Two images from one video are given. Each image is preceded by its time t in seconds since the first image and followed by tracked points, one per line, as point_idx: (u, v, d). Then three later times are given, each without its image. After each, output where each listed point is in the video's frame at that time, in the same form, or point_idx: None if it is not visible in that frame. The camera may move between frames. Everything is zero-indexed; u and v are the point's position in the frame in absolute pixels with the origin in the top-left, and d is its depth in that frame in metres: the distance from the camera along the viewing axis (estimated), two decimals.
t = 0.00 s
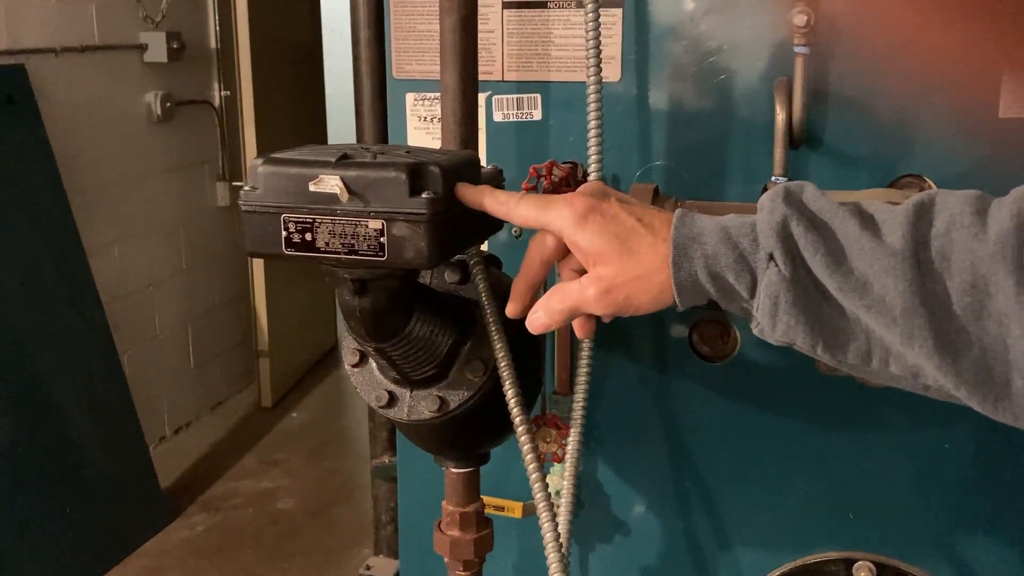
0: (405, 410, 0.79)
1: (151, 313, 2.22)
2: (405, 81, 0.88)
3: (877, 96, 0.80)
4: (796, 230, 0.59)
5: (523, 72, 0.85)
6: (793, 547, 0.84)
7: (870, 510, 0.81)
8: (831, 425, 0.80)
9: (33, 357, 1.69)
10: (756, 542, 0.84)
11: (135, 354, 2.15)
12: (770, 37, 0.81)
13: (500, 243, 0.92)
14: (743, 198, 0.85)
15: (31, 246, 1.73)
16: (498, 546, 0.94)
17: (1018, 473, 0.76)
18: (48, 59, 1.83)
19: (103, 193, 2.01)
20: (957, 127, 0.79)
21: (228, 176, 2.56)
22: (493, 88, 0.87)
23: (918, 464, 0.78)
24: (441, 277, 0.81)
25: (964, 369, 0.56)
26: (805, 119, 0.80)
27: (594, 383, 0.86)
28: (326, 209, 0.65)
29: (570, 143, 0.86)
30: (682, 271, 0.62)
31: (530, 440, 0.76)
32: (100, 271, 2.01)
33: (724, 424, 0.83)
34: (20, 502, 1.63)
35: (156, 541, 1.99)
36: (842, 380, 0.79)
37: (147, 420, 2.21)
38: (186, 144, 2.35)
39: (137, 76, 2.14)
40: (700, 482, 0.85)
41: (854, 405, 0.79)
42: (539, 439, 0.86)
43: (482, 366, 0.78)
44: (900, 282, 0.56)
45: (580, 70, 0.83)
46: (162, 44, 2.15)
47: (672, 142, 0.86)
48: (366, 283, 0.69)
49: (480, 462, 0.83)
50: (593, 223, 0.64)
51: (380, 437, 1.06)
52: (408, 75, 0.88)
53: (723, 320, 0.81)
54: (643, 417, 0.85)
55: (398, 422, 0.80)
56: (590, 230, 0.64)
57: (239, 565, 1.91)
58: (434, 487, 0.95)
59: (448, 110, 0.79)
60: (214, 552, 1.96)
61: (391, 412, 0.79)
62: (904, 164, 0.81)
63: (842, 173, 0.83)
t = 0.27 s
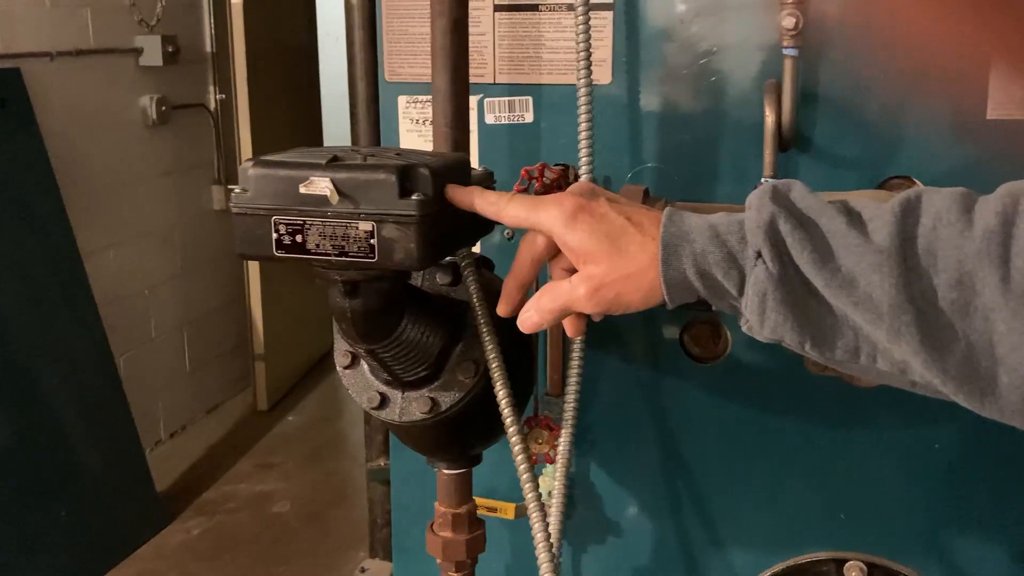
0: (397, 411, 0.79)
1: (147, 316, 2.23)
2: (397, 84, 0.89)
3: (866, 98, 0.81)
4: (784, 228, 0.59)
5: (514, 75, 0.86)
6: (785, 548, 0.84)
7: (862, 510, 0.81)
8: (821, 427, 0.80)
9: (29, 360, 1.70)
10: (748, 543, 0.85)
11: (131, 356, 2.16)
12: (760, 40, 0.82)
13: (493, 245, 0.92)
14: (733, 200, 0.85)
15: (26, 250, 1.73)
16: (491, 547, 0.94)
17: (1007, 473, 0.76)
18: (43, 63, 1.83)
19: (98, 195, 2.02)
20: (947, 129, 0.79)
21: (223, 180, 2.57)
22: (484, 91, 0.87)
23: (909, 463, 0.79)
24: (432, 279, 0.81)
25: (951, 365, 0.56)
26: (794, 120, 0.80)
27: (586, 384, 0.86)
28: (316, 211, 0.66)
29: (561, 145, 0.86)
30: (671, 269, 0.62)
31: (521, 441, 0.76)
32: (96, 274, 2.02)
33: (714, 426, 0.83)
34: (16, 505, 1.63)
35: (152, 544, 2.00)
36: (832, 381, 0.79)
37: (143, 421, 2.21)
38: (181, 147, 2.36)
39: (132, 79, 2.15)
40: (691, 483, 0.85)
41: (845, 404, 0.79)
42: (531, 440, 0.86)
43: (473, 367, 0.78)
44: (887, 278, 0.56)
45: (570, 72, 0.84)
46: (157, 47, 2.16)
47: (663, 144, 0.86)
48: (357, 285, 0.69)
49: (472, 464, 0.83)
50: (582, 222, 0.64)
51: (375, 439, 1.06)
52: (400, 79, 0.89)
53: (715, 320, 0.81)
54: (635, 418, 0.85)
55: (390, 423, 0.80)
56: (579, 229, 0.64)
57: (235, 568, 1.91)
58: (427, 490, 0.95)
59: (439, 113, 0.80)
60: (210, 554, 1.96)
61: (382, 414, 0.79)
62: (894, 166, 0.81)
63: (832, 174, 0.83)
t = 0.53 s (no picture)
0: (391, 411, 0.80)
1: (147, 319, 2.24)
2: (393, 89, 0.90)
3: (854, 101, 0.82)
4: (772, 226, 0.60)
5: (508, 80, 0.87)
6: (775, 546, 0.85)
7: (852, 508, 0.82)
8: (811, 426, 0.81)
9: (29, 361, 1.72)
10: (740, 541, 0.86)
11: (130, 357, 2.17)
12: (750, 44, 0.83)
13: (487, 247, 0.93)
14: (723, 203, 0.86)
15: (26, 253, 1.75)
16: (485, 546, 0.96)
17: (996, 470, 0.77)
18: (44, 69, 1.85)
19: (98, 198, 2.03)
20: (932, 132, 0.81)
21: (221, 183, 2.58)
22: (478, 95, 0.88)
23: (898, 461, 0.79)
24: (426, 280, 0.82)
25: (937, 360, 0.57)
26: (782, 124, 0.81)
27: (579, 385, 0.87)
28: (311, 214, 0.67)
29: (554, 149, 0.87)
30: (661, 267, 0.63)
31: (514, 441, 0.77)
32: (96, 277, 2.03)
33: (705, 425, 0.84)
34: (16, 505, 1.64)
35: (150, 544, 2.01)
36: (822, 382, 0.80)
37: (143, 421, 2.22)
38: (181, 152, 2.38)
39: (132, 84, 2.16)
40: (683, 481, 0.86)
41: (835, 404, 0.80)
42: (525, 440, 0.87)
43: (467, 368, 0.79)
44: (873, 275, 0.57)
45: (562, 77, 0.85)
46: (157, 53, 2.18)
47: (653, 148, 0.88)
48: (352, 286, 0.71)
49: (467, 463, 0.84)
50: (574, 222, 0.66)
51: (372, 440, 1.07)
52: (396, 84, 0.90)
53: (705, 321, 0.82)
54: (628, 417, 0.86)
55: (385, 424, 0.81)
56: (571, 229, 0.65)
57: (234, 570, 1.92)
58: (423, 490, 0.96)
59: (433, 117, 0.81)
60: (208, 553, 1.97)
61: (377, 414, 0.80)
62: (881, 169, 0.82)
63: (821, 178, 0.84)
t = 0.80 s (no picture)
0: (399, 402, 0.90)
1: (180, 323, 2.36)
2: (400, 113, 1.00)
3: (815, 124, 0.92)
4: (737, 237, 0.67)
5: (504, 105, 0.97)
6: (742, 523, 0.96)
7: (808, 487, 0.94)
8: (771, 416, 0.93)
9: (72, 358, 1.83)
10: (711, 518, 0.97)
11: (164, 356, 2.28)
12: (721, 72, 0.92)
13: (486, 255, 1.03)
14: (697, 214, 0.96)
15: (71, 258, 1.87)
16: (485, 524, 1.06)
17: (933, 451, 0.89)
18: (87, 93, 1.97)
19: (135, 209, 2.15)
20: (885, 152, 0.91)
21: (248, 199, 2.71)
22: (477, 119, 0.98)
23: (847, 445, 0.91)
24: (430, 284, 0.91)
25: (886, 356, 0.63)
26: (749, 145, 0.91)
27: (567, 379, 0.99)
28: (326, 226, 0.77)
29: (545, 166, 0.97)
30: (638, 274, 0.71)
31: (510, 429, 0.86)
32: (133, 284, 2.15)
33: (679, 414, 0.96)
34: (62, 491, 1.75)
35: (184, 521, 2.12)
36: (782, 373, 0.91)
37: (178, 415, 2.34)
38: (210, 170, 2.50)
39: (168, 109, 2.29)
40: (661, 464, 0.98)
41: (793, 396, 0.92)
42: (520, 428, 0.97)
43: (466, 363, 0.89)
44: (829, 280, 0.64)
45: (552, 102, 0.95)
46: (189, 79, 2.30)
47: (635, 165, 0.97)
48: (363, 291, 0.80)
49: (466, 449, 0.94)
50: (561, 233, 0.74)
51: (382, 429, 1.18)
52: (403, 108, 1.00)
53: (681, 320, 0.93)
54: (612, 407, 0.98)
55: (393, 413, 0.91)
56: (558, 239, 0.74)
57: (260, 546, 2.03)
58: (429, 473, 1.07)
59: (436, 139, 0.91)
60: (239, 531, 2.08)
61: (386, 405, 0.91)
62: (839, 184, 0.92)
63: (785, 192, 0.94)
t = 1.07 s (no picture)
0: (394, 406, 0.90)
1: (177, 325, 2.36)
2: (396, 116, 1.00)
3: (810, 128, 0.92)
4: (732, 242, 0.67)
5: (500, 108, 0.97)
6: (738, 527, 0.96)
7: (805, 491, 0.94)
8: (767, 421, 0.93)
9: (69, 361, 1.83)
10: (707, 521, 0.97)
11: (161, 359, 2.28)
12: (717, 75, 0.92)
13: (482, 258, 1.03)
14: (692, 217, 0.96)
15: (67, 261, 1.87)
16: (481, 528, 1.06)
17: (929, 455, 0.89)
18: (84, 97, 1.97)
19: (132, 212, 2.15)
20: (881, 156, 0.91)
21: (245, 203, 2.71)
22: (473, 122, 0.98)
23: (844, 449, 0.91)
24: (425, 288, 0.91)
25: (881, 361, 0.64)
26: (745, 147, 0.90)
27: (563, 383, 0.99)
28: (321, 229, 0.77)
29: (541, 169, 0.97)
30: (633, 279, 0.70)
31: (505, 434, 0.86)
32: (130, 286, 2.15)
33: (675, 418, 0.96)
34: (57, 494, 1.75)
35: (179, 526, 2.11)
36: (777, 377, 0.91)
37: (173, 418, 2.34)
38: (207, 172, 2.50)
39: (164, 112, 2.29)
40: (657, 468, 0.98)
41: (789, 400, 0.92)
42: (516, 432, 0.98)
43: (462, 367, 0.88)
44: (824, 286, 0.64)
45: (548, 106, 0.95)
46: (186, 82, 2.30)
47: (630, 168, 0.97)
48: (358, 294, 0.80)
49: (462, 452, 0.94)
50: (556, 238, 0.74)
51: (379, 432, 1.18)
52: (399, 111, 1.00)
53: (677, 325, 0.93)
54: (608, 410, 0.98)
55: (389, 417, 0.91)
56: (552, 244, 0.74)
57: (256, 549, 2.03)
58: (425, 476, 1.07)
59: (431, 143, 0.91)
60: (234, 535, 2.08)
61: (382, 408, 0.90)
62: (834, 188, 0.92)
63: (781, 195, 0.94)
